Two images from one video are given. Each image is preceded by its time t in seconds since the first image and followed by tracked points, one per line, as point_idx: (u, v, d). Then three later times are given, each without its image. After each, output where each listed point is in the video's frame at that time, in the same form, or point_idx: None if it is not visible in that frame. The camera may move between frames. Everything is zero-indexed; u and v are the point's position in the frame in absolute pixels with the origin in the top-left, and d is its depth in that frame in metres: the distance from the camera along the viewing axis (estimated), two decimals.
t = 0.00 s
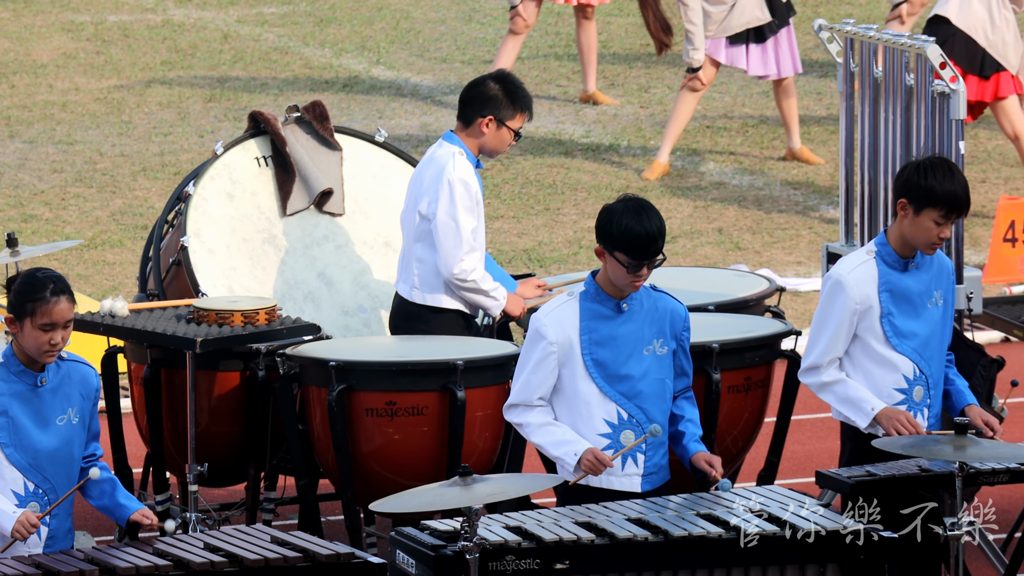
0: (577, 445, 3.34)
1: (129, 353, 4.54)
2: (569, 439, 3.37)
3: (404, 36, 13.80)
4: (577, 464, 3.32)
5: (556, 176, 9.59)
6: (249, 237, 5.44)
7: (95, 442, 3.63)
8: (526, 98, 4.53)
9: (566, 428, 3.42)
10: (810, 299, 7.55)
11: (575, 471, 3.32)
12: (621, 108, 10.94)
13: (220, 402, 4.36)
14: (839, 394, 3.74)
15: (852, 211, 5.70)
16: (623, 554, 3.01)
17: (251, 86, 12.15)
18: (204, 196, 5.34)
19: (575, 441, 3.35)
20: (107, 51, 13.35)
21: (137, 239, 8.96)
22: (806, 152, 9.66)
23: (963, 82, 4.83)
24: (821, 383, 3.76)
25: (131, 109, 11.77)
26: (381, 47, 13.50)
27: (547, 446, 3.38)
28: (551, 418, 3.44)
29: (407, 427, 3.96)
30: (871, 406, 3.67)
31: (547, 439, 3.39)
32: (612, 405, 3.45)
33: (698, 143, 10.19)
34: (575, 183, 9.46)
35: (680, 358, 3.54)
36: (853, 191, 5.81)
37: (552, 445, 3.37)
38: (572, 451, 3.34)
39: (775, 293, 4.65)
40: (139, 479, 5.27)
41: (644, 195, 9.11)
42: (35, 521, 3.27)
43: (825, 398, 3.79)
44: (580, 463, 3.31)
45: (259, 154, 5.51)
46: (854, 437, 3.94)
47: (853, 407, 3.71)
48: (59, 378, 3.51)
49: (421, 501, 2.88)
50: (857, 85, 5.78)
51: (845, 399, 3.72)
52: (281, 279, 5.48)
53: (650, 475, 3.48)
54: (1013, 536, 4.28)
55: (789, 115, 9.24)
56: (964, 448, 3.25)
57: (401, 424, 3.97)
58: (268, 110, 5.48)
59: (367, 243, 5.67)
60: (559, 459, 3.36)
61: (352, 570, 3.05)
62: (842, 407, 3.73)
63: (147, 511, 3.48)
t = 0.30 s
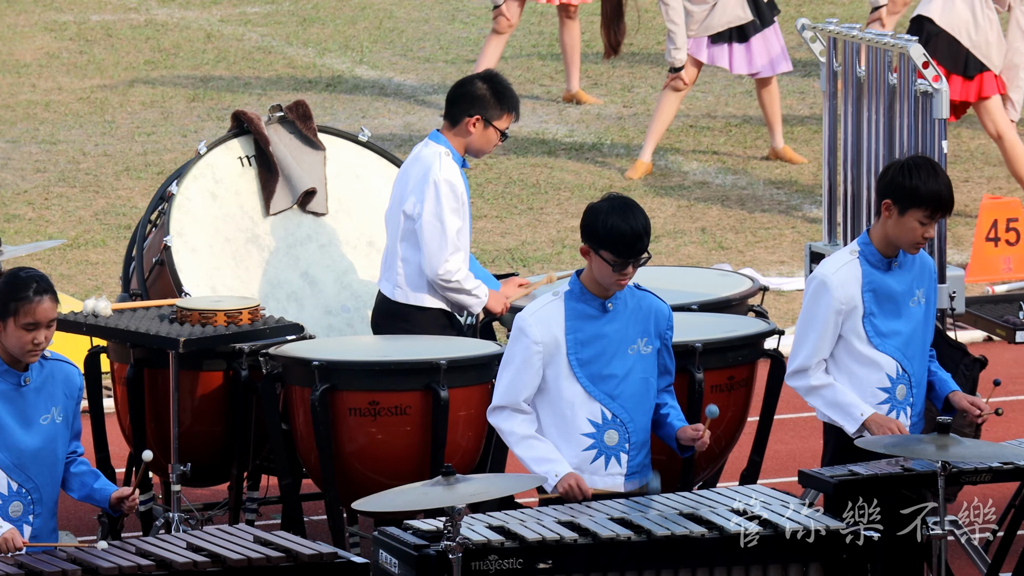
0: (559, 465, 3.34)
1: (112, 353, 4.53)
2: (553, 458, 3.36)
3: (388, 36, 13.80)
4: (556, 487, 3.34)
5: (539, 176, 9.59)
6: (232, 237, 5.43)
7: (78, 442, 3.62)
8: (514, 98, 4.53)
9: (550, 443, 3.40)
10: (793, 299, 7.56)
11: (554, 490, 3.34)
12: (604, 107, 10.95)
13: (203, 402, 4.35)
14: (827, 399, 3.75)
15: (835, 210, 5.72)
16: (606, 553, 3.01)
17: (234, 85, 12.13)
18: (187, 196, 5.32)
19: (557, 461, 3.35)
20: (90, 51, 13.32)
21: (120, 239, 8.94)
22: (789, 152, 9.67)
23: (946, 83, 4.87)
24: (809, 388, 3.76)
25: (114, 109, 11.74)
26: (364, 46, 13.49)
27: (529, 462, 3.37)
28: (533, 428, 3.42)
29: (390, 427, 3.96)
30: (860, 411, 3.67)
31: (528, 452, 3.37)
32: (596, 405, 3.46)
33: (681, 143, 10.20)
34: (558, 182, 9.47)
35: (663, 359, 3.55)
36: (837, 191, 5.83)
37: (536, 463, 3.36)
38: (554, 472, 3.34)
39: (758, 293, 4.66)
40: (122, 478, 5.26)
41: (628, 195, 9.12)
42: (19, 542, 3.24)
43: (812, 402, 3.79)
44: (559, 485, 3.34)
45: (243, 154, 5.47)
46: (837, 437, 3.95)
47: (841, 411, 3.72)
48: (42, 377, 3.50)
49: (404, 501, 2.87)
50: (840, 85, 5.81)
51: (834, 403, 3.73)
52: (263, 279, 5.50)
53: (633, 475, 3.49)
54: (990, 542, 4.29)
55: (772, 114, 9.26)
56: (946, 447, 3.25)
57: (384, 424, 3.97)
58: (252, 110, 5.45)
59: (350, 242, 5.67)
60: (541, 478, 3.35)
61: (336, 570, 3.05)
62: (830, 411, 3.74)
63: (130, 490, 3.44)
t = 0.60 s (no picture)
0: (538, 457, 3.35)
1: (92, 353, 4.52)
2: (533, 450, 3.37)
3: (368, 35, 13.80)
4: (538, 478, 3.33)
5: (519, 176, 9.59)
6: (212, 236, 5.42)
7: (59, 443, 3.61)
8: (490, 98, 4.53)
9: (530, 437, 3.42)
10: (773, 298, 7.57)
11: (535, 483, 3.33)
12: (584, 107, 10.95)
13: (184, 401, 4.34)
14: (802, 393, 3.76)
15: (814, 210, 5.73)
16: (586, 553, 3.02)
17: (214, 85, 12.11)
18: (167, 195, 5.31)
19: (537, 453, 3.36)
20: (70, 51, 13.27)
21: (100, 238, 8.91)
22: (769, 151, 9.70)
23: (925, 82, 4.86)
24: (784, 382, 3.77)
25: (94, 108, 11.70)
26: (344, 46, 13.47)
27: (509, 454, 3.38)
28: (514, 422, 3.43)
29: (371, 426, 3.96)
30: (833, 405, 3.69)
31: (510, 446, 3.39)
32: (576, 405, 3.46)
33: (662, 142, 10.22)
34: (538, 182, 9.47)
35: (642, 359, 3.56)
36: (817, 190, 5.85)
37: (516, 454, 3.37)
38: (534, 463, 3.34)
39: (738, 293, 4.67)
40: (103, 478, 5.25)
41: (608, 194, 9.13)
42: None
43: (788, 398, 3.80)
44: (541, 475, 3.33)
45: (223, 153, 5.49)
46: (818, 436, 3.96)
47: (814, 406, 3.73)
48: (23, 377, 3.49)
49: (385, 501, 2.87)
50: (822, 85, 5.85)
51: (808, 398, 3.74)
52: (244, 278, 5.47)
53: (612, 474, 3.50)
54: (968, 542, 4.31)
55: (752, 114, 9.27)
56: (926, 447, 3.27)
57: (365, 423, 3.97)
58: (232, 110, 5.44)
59: (331, 242, 5.66)
60: (520, 469, 3.36)
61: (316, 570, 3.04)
62: (804, 407, 3.75)
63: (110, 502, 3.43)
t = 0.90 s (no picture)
0: (515, 458, 3.37)
1: (71, 353, 4.51)
2: (510, 451, 3.39)
3: (347, 35, 13.79)
4: (513, 476, 3.34)
5: (499, 176, 9.59)
6: (192, 237, 5.41)
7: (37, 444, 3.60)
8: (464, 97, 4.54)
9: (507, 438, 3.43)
10: (752, 298, 7.58)
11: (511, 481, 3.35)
12: (564, 107, 10.96)
13: (163, 402, 4.33)
14: (783, 395, 3.78)
15: (794, 209, 5.75)
16: (565, 553, 3.03)
17: (193, 84, 12.08)
18: (146, 195, 5.31)
19: (514, 453, 3.37)
20: (49, 51, 13.21)
21: (79, 238, 8.88)
22: (748, 151, 9.72)
23: (904, 82, 4.92)
24: (765, 385, 3.79)
25: (73, 108, 11.66)
26: (323, 46, 13.45)
27: (485, 456, 3.39)
28: (493, 424, 3.44)
29: (351, 426, 3.95)
30: (816, 408, 3.71)
31: (487, 448, 3.39)
32: (556, 405, 3.47)
33: (641, 142, 10.24)
34: (518, 181, 9.47)
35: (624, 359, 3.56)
36: (796, 189, 5.87)
37: (490, 454, 3.38)
38: (510, 463, 3.36)
39: (717, 293, 4.68)
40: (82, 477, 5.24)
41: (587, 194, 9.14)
42: None
43: (768, 399, 3.82)
44: (517, 474, 3.34)
45: (202, 153, 5.47)
46: (796, 436, 3.97)
47: (797, 408, 3.75)
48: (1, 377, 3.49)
49: (365, 501, 2.87)
50: (799, 86, 5.85)
51: (790, 400, 3.76)
52: (223, 279, 5.46)
53: (592, 473, 3.51)
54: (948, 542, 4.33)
55: (730, 113, 9.29)
56: (905, 446, 3.28)
57: (345, 423, 3.97)
58: (212, 110, 5.43)
59: (312, 242, 5.66)
60: (495, 469, 3.37)
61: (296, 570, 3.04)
62: (786, 408, 3.77)
63: (88, 497, 3.42)
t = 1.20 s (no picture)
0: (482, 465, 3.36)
1: (44, 354, 4.49)
2: (477, 457, 3.38)
3: (321, 36, 13.78)
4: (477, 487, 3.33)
5: (473, 176, 9.60)
6: (165, 237, 5.39)
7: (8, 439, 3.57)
8: (432, 100, 4.52)
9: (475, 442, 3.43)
10: (725, 298, 7.60)
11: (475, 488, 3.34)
12: (537, 107, 10.97)
13: (137, 403, 4.32)
14: (743, 390, 3.80)
15: (767, 210, 5.78)
16: (538, 553, 3.03)
17: (167, 85, 12.04)
18: (119, 196, 5.30)
19: (480, 460, 3.37)
20: (21, 50, 13.14)
21: (52, 239, 8.84)
22: (721, 151, 9.75)
23: (877, 81, 4.93)
24: (727, 379, 3.81)
25: (45, 108, 11.60)
26: (297, 46, 13.43)
27: (454, 460, 3.40)
28: (462, 427, 3.44)
29: (324, 427, 3.95)
30: (772, 406, 3.74)
31: (455, 452, 3.40)
32: (528, 405, 3.47)
33: (614, 142, 10.27)
34: (491, 182, 9.48)
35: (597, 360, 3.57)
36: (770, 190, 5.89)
37: (459, 460, 3.39)
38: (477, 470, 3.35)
39: (691, 293, 4.70)
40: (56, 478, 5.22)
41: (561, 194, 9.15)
42: None
43: (731, 395, 3.84)
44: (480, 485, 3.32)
45: (175, 153, 5.46)
46: (769, 436, 3.99)
47: (756, 405, 3.78)
48: None
49: (339, 502, 2.87)
50: (771, 86, 5.86)
51: (750, 395, 3.78)
52: (196, 280, 5.44)
53: (566, 473, 3.51)
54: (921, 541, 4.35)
55: (699, 116, 9.33)
56: (877, 446, 3.30)
57: (318, 424, 3.96)
58: (185, 110, 5.43)
59: (284, 241, 5.65)
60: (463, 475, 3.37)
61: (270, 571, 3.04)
62: (746, 404, 3.79)
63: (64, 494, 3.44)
